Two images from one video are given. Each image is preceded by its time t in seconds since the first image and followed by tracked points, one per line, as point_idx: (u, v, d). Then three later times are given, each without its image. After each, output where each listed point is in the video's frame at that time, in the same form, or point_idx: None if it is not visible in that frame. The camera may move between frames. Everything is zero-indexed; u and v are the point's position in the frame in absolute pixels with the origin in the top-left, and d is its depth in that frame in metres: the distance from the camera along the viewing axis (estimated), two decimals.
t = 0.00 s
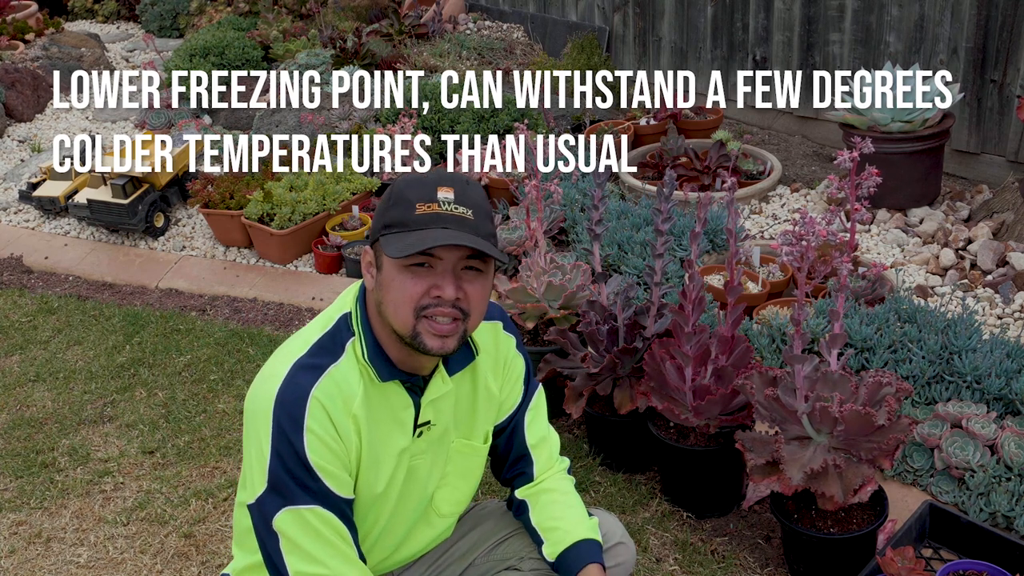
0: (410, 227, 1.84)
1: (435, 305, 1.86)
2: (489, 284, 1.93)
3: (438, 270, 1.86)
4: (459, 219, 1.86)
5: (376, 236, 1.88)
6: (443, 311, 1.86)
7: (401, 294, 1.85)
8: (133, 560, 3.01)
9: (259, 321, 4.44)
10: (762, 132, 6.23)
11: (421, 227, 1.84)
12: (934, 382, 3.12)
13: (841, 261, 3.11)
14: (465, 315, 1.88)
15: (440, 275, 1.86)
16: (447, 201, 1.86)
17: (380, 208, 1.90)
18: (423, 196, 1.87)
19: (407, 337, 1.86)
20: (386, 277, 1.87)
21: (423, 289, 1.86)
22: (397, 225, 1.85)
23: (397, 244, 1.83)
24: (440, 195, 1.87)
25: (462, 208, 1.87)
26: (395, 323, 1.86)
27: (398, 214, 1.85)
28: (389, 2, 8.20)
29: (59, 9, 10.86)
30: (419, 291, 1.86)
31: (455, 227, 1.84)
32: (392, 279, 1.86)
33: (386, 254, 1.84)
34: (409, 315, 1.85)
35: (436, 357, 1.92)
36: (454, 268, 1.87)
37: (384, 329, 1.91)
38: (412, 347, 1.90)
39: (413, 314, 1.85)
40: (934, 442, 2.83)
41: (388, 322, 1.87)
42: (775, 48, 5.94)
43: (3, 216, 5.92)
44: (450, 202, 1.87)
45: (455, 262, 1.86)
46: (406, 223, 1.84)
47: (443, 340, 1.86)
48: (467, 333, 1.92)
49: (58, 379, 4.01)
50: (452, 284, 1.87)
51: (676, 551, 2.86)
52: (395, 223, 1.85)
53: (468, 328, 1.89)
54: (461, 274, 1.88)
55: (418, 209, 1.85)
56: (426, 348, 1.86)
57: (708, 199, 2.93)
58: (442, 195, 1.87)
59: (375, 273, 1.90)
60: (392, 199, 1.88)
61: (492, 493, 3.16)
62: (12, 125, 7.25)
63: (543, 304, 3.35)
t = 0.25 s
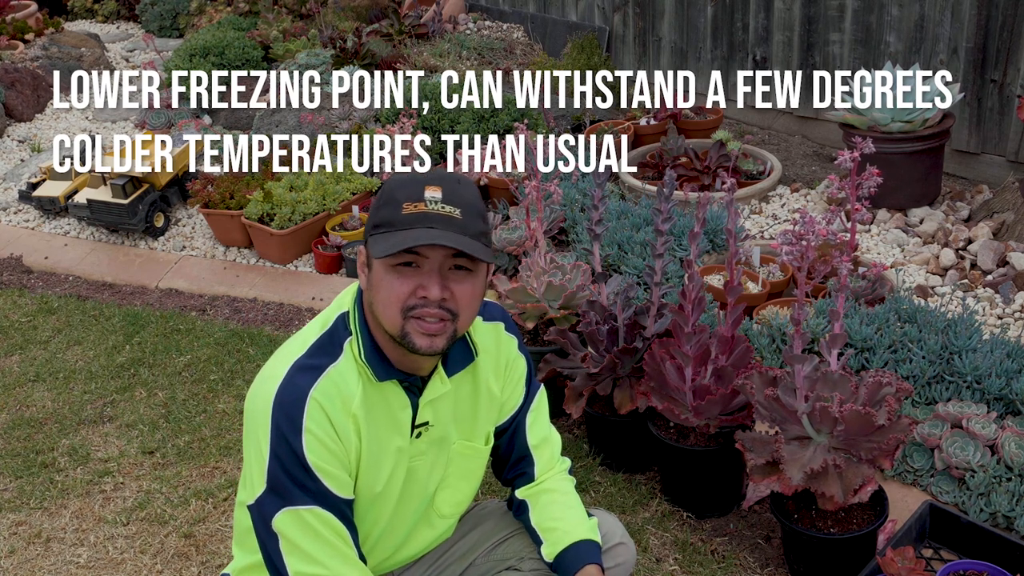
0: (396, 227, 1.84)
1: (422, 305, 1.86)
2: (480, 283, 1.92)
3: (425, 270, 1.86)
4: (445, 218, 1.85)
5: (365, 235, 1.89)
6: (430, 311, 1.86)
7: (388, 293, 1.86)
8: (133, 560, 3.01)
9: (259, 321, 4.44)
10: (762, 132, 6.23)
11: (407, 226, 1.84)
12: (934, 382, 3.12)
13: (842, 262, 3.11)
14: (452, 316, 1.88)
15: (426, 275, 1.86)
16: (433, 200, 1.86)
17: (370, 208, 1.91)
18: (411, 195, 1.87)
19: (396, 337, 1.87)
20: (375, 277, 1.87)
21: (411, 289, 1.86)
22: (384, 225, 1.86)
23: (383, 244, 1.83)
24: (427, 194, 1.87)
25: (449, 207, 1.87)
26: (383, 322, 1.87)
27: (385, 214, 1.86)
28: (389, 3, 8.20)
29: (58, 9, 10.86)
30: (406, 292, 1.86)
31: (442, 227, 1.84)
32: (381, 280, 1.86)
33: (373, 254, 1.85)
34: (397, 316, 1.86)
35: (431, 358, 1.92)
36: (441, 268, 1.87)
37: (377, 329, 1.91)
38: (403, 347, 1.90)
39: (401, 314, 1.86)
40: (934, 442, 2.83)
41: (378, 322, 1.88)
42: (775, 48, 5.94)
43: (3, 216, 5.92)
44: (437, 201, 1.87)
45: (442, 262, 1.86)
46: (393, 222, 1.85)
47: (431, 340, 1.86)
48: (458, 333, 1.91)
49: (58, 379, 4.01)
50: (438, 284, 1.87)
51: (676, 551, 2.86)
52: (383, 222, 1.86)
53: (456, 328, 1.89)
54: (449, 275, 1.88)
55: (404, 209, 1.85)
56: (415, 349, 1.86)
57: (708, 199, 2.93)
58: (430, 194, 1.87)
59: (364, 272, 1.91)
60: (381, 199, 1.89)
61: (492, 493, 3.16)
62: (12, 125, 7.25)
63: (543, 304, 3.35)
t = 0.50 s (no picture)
0: (383, 241, 1.85)
1: (412, 318, 1.86)
2: (472, 293, 1.91)
3: (414, 283, 1.86)
4: (433, 231, 1.85)
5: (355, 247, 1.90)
6: (421, 324, 1.86)
7: (379, 306, 1.86)
8: (133, 560, 3.01)
9: (259, 321, 4.44)
10: (762, 132, 6.23)
11: (394, 240, 1.84)
12: (934, 382, 3.12)
13: (842, 262, 3.11)
14: (444, 327, 1.88)
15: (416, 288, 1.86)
16: (421, 213, 1.86)
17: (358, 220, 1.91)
18: (398, 207, 1.86)
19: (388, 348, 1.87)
20: (364, 290, 1.88)
21: (401, 301, 1.87)
22: (372, 238, 1.86)
23: (371, 258, 1.84)
24: (415, 207, 1.86)
25: (438, 219, 1.86)
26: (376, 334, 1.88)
27: (372, 227, 1.86)
28: (389, 3, 8.20)
29: (58, 9, 10.86)
30: (396, 304, 1.86)
31: (429, 241, 1.84)
32: (370, 292, 1.87)
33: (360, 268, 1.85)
34: (388, 327, 1.86)
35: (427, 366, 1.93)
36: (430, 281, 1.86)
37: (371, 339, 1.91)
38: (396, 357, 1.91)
39: (392, 326, 1.86)
40: (934, 442, 2.83)
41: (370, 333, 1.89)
42: (775, 48, 5.95)
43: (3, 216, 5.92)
44: (425, 213, 1.86)
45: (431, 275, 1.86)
46: (381, 236, 1.85)
47: (423, 352, 1.86)
48: (451, 342, 1.91)
49: (58, 379, 4.01)
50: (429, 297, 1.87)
51: (676, 551, 2.86)
52: (370, 236, 1.86)
53: (448, 338, 1.89)
54: (439, 286, 1.87)
55: (391, 222, 1.85)
56: (408, 360, 1.86)
57: (708, 199, 2.93)
58: (417, 205, 1.86)
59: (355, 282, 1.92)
60: (368, 211, 1.89)
61: (492, 494, 3.16)
62: (12, 125, 7.25)
63: (543, 304, 3.35)
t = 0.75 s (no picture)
0: (395, 244, 1.83)
1: (426, 321, 1.84)
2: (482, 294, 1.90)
3: (427, 286, 1.84)
4: (445, 233, 1.85)
5: (362, 251, 1.87)
6: (435, 327, 1.85)
7: (390, 310, 1.84)
8: (133, 560, 3.01)
9: (259, 321, 4.44)
10: (762, 132, 6.23)
11: (406, 243, 1.83)
12: (934, 382, 3.12)
13: (842, 262, 3.11)
14: (457, 328, 1.87)
15: (428, 291, 1.84)
16: (432, 215, 1.85)
17: (364, 223, 1.88)
18: (408, 210, 1.85)
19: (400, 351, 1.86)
20: (374, 293, 1.85)
21: (414, 305, 1.84)
22: (383, 241, 1.84)
23: (384, 263, 1.82)
24: (425, 209, 1.85)
25: (449, 222, 1.86)
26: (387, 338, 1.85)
27: (383, 230, 1.84)
28: (390, 3, 8.20)
29: (59, 9, 10.86)
30: (409, 307, 1.84)
31: (442, 243, 1.84)
32: (381, 296, 1.84)
33: (373, 272, 1.82)
34: (400, 331, 1.84)
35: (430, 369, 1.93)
36: (443, 284, 1.84)
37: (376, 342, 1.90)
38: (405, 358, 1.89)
39: (405, 329, 1.84)
40: (934, 442, 2.83)
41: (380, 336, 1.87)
42: (775, 48, 5.95)
43: (3, 216, 5.92)
44: (436, 216, 1.85)
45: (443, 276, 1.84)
46: (392, 240, 1.83)
47: (435, 355, 1.85)
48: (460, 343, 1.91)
49: (58, 379, 4.01)
50: (441, 299, 1.85)
51: (676, 551, 2.86)
52: (381, 239, 1.84)
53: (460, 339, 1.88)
54: (451, 289, 1.85)
55: (402, 225, 1.84)
56: (420, 362, 1.86)
57: (708, 199, 2.93)
58: (427, 208, 1.85)
59: (362, 286, 1.89)
60: (375, 214, 1.86)
61: (492, 494, 3.17)
62: (12, 125, 7.25)
63: (543, 304, 3.35)
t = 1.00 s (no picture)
0: (445, 310, 1.72)
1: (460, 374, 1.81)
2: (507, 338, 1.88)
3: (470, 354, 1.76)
4: (496, 305, 1.76)
5: (405, 296, 1.73)
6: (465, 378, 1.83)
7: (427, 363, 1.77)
8: (134, 560, 3.01)
9: (259, 321, 4.44)
10: (762, 132, 6.22)
11: (458, 315, 1.73)
12: (934, 382, 3.12)
13: (841, 262, 3.11)
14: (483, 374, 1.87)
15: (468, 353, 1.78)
16: (488, 286, 1.73)
17: (410, 270, 1.72)
18: (464, 279, 1.71)
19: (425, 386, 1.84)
20: (412, 345, 1.75)
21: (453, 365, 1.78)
22: (433, 305, 1.72)
23: (433, 331, 1.72)
24: (483, 280, 1.72)
25: (502, 292, 1.76)
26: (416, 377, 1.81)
27: (435, 292, 1.71)
28: (389, 3, 8.21)
29: (59, 9, 10.86)
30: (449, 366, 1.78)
31: (492, 318, 1.76)
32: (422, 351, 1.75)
33: (420, 335, 1.72)
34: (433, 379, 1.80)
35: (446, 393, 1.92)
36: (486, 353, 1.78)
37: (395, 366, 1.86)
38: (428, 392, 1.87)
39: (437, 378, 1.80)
40: (934, 442, 2.83)
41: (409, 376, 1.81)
42: (774, 48, 5.95)
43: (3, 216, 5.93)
44: (491, 287, 1.74)
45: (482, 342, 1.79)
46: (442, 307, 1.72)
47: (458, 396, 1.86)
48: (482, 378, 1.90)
49: (58, 379, 4.01)
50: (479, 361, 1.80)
51: (676, 551, 2.86)
52: (430, 299, 1.72)
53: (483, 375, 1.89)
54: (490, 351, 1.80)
55: (457, 295, 1.71)
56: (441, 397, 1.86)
57: (709, 199, 2.93)
58: (485, 279, 1.73)
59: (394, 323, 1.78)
60: (427, 269, 1.71)
61: (492, 494, 3.17)
62: (13, 125, 7.25)
63: (543, 304, 3.35)
